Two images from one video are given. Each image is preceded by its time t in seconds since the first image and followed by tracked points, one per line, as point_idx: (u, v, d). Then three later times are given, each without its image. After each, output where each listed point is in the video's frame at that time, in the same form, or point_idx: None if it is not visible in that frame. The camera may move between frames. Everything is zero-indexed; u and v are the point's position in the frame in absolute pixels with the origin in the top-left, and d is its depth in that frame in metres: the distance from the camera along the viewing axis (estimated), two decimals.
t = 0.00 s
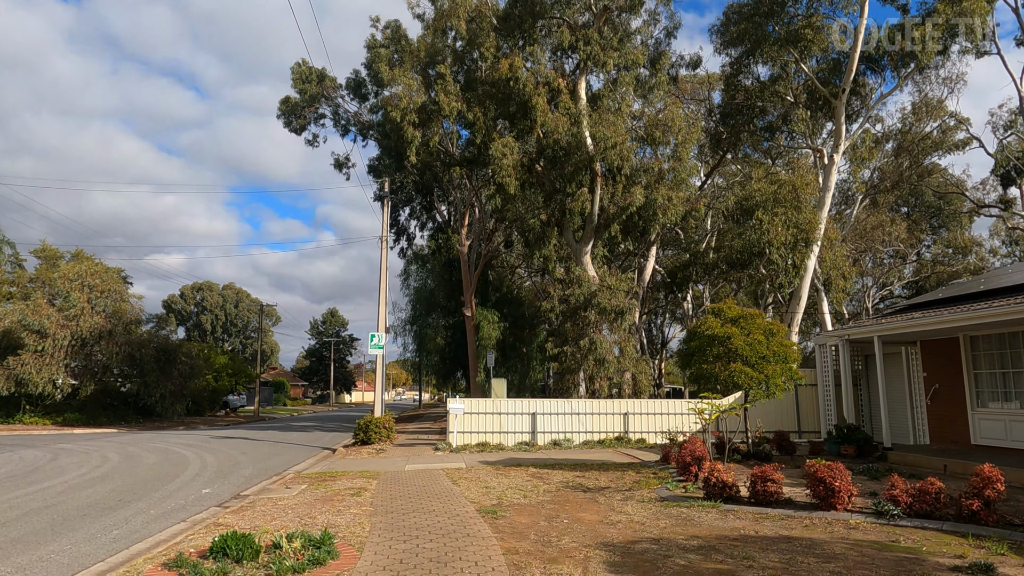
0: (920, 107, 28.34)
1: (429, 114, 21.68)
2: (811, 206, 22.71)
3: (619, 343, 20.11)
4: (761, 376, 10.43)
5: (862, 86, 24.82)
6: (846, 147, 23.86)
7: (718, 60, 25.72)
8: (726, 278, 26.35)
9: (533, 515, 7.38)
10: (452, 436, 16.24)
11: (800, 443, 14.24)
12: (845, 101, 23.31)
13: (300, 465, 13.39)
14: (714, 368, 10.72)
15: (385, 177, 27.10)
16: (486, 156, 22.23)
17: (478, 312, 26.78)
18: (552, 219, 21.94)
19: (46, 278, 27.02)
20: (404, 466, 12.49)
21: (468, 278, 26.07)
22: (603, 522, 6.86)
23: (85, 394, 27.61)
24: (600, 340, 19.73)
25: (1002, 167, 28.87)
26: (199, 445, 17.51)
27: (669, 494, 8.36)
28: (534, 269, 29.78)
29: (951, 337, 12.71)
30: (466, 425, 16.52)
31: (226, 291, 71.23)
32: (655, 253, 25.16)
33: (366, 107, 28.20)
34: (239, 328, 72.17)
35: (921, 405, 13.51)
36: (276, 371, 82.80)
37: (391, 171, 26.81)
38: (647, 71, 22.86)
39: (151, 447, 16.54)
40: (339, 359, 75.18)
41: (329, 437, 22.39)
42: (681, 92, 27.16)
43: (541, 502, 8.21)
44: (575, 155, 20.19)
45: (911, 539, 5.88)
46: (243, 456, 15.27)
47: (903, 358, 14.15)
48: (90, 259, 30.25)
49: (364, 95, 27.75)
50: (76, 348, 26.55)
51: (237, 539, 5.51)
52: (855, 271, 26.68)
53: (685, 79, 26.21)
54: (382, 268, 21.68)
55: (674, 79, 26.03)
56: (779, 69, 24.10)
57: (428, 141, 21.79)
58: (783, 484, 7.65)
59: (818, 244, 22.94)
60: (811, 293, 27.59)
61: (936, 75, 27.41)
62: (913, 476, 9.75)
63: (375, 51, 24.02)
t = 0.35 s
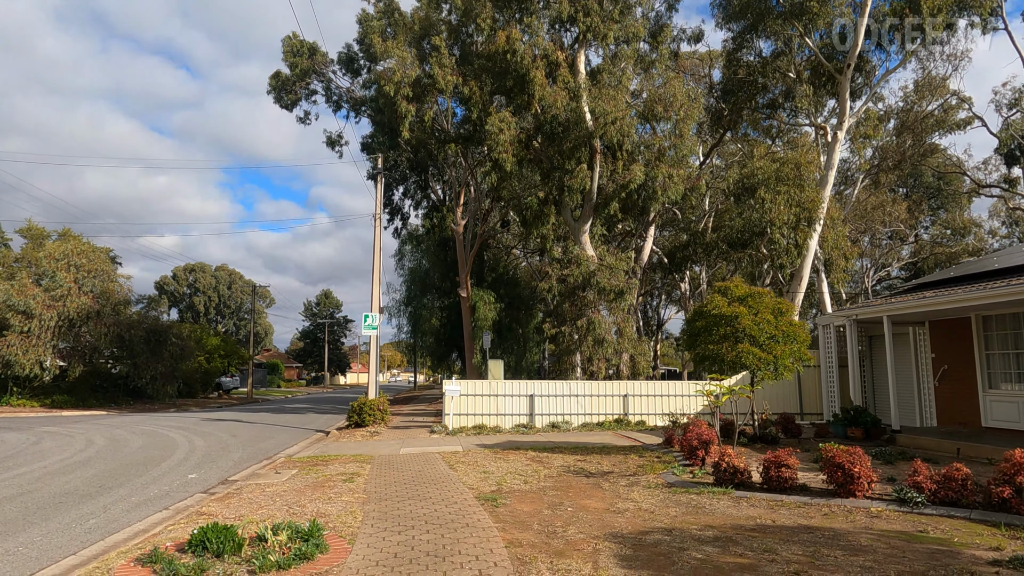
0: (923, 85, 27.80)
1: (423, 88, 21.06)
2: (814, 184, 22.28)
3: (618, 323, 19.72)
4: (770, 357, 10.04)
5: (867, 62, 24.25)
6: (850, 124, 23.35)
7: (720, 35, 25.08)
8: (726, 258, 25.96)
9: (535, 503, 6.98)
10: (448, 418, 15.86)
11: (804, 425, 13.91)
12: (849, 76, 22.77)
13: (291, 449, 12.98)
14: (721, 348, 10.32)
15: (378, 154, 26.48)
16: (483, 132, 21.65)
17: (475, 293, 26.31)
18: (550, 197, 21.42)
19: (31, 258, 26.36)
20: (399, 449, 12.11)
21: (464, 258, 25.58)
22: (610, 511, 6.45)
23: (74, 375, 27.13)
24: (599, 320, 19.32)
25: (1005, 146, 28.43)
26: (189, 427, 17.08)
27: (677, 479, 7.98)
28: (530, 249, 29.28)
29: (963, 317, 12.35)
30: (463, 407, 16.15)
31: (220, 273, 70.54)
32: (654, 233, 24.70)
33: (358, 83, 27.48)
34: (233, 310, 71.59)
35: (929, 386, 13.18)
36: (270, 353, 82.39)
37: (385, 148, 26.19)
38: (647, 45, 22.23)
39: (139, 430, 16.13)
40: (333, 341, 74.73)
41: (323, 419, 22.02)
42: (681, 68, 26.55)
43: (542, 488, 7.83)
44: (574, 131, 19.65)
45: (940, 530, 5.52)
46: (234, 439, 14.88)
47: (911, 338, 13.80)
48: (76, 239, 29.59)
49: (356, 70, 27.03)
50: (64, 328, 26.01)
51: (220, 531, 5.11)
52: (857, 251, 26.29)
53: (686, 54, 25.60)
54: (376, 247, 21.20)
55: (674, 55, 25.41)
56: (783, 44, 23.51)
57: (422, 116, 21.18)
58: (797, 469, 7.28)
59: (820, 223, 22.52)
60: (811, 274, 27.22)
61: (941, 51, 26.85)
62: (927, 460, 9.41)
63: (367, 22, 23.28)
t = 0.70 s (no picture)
0: (934, 60, 27.10)
1: (422, 61, 20.39)
2: (823, 161, 21.73)
3: (622, 303, 19.29)
4: (786, 338, 9.61)
5: (879, 35, 23.54)
6: (860, 99, 22.72)
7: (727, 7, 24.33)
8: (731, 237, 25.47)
9: (542, 491, 6.61)
10: (449, 400, 15.46)
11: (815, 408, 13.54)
12: (861, 49, 22.10)
13: (288, 432, 12.62)
14: (734, 329, 9.89)
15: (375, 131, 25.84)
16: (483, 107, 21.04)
17: (475, 273, 25.81)
18: (552, 174, 20.87)
19: (22, 237, 25.81)
20: (399, 433, 11.74)
21: (464, 237, 25.07)
22: (623, 501, 6.06)
23: (69, 357, 26.74)
24: (603, 300, 18.90)
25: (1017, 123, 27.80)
26: (184, 410, 16.71)
27: (690, 466, 7.61)
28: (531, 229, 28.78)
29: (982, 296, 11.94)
30: (464, 389, 15.77)
31: (217, 253, 69.96)
32: (657, 212, 24.17)
33: (354, 58, 26.75)
34: (231, 291, 71.13)
35: (944, 368, 12.79)
36: (269, 334, 82.09)
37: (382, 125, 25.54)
38: (653, 17, 21.51)
39: (132, 412, 15.75)
40: (332, 322, 74.37)
41: (321, 401, 21.64)
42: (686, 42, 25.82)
43: (549, 475, 7.45)
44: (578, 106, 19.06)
45: (980, 523, 5.13)
46: (229, 422, 14.49)
47: (926, 318, 13.38)
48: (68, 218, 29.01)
49: (352, 44, 26.29)
50: (57, 309, 25.56)
51: (204, 526, 4.72)
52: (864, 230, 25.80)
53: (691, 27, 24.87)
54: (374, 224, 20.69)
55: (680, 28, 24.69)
56: (792, 16, 22.79)
57: (420, 90, 20.54)
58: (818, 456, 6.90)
59: (829, 201, 22.01)
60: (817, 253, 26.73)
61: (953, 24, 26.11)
62: (948, 444, 9.03)
63: None
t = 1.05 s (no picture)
0: (938, 36, 26.54)
1: (414, 33, 19.72)
2: (825, 138, 21.25)
3: (619, 284, 18.86)
4: (795, 319, 9.18)
5: (884, 9, 22.92)
6: (863, 76, 22.18)
7: None
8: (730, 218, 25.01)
9: (541, 479, 6.19)
10: (443, 383, 15.04)
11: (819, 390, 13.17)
12: (865, 23, 21.51)
13: (276, 416, 12.18)
14: (740, 308, 9.47)
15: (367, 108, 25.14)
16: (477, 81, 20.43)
17: (468, 254, 25.26)
18: (549, 152, 20.31)
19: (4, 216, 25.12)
20: (391, 417, 11.31)
21: (457, 217, 24.52)
22: (629, 490, 5.65)
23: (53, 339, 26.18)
24: (601, 280, 18.45)
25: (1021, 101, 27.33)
26: (169, 392, 16.24)
27: (697, 452, 7.21)
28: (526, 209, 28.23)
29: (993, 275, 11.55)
30: (458, 371, 15.34)
31: (208, 235, 69.08)
32: (655, 191, 23.67)
33: (344, 32, 25.97)
34: (222, 273, 70.37)
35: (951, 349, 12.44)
36: (261, 317, 81.50)
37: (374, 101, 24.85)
38: None
39: (116, 395, 15.26)
40: (325, 304, 73.81)
41: (312, 384, 21.20)
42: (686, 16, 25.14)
43: (548, 462, 7.03)
44: (576, 79, 18.46)
45: (1017, 514, 4.74)
46: (215, 405, 14.03)
47: (934, 298, 12.99)
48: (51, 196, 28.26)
49: (342, 18, 25.50)
50: (41, 290, 24.93)
51: (173, 521, 4.28)
52: (865, 211, 25.37)
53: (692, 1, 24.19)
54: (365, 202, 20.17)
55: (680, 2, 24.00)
56: None
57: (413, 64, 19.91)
58: (835, 441, 6.49)
59: (831, 179, 21.55)
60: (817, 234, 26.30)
61: None
62: (963, 427, 8.67)
63: None
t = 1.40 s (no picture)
0: (946, 16, 25.94)
1: (410, 10, 19.08)
2: (831, 120, 20.74)
3: (621, 269, 18.40)
4: (810, 304, 8.74)
5: None
6: (871, 56, 21.60)
7: None
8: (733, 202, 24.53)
9: (548, 475, 5.77)
10: (441, 370, 14.62)
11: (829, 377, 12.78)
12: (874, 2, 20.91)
13: (268, 405, 11.75)
14: (752, 292, 9.03)
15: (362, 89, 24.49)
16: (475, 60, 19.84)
17: (466, 239, 24.73)
18: (550, 134, 19.77)
19: None
20: (387, 406, 10.89)
21: (455, 201, 23.99)
22: (644, 488, 5.23)
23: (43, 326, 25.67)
24: (602, 264, 17.99)
25: None
26: (160, 380, 15.80)
27: (712, 444, 6.80)
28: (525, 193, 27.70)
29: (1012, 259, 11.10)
30: (456, 358, 14.92)
31: (203, 221, 68.35)
32: (656, 174, 23.16)
33: (338, 11, 25.24)
34: (218, 260, 69.73)
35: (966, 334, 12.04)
36: (257, 304, 80.98)
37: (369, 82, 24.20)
38: None
39: (104, 383, 14.82)
40: (321, 291, 73.32)
41: (307, 371, 20.78)
42: None
43: (555, 455, 6.61)
44: (578, 58, 17.85)
45: None
46: (206, 394, 13.60)
47: (948, 282, 12.56)
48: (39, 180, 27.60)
49: None
50: (29, 276, 24.37)
51: (144, 527, 3.86)
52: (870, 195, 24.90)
53: None
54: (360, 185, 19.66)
55: None
56: None
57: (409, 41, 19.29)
58: (861, 433, 6.08)
59: (837, 162, 21.04)
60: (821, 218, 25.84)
61: None
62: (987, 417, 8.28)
63: None
